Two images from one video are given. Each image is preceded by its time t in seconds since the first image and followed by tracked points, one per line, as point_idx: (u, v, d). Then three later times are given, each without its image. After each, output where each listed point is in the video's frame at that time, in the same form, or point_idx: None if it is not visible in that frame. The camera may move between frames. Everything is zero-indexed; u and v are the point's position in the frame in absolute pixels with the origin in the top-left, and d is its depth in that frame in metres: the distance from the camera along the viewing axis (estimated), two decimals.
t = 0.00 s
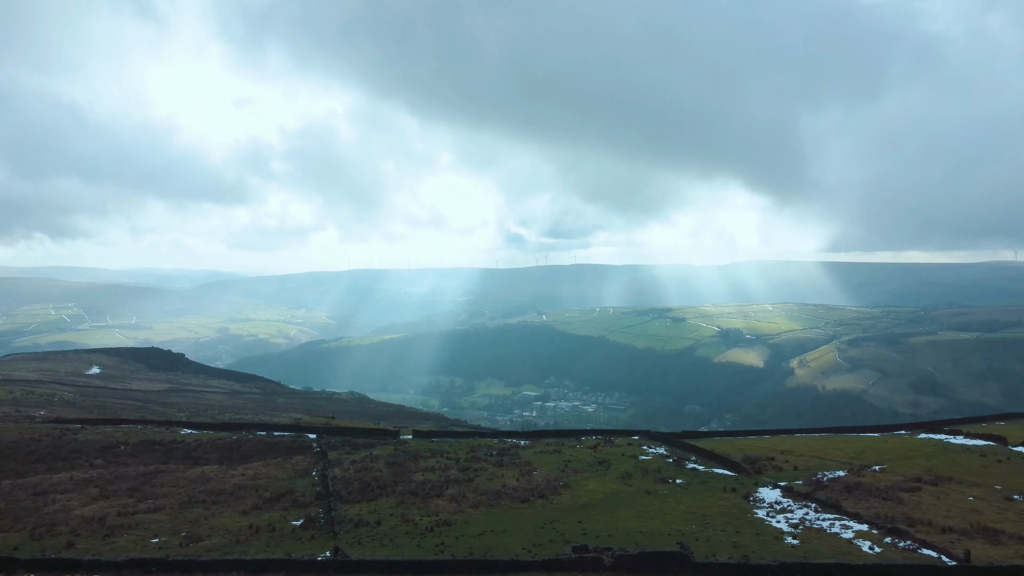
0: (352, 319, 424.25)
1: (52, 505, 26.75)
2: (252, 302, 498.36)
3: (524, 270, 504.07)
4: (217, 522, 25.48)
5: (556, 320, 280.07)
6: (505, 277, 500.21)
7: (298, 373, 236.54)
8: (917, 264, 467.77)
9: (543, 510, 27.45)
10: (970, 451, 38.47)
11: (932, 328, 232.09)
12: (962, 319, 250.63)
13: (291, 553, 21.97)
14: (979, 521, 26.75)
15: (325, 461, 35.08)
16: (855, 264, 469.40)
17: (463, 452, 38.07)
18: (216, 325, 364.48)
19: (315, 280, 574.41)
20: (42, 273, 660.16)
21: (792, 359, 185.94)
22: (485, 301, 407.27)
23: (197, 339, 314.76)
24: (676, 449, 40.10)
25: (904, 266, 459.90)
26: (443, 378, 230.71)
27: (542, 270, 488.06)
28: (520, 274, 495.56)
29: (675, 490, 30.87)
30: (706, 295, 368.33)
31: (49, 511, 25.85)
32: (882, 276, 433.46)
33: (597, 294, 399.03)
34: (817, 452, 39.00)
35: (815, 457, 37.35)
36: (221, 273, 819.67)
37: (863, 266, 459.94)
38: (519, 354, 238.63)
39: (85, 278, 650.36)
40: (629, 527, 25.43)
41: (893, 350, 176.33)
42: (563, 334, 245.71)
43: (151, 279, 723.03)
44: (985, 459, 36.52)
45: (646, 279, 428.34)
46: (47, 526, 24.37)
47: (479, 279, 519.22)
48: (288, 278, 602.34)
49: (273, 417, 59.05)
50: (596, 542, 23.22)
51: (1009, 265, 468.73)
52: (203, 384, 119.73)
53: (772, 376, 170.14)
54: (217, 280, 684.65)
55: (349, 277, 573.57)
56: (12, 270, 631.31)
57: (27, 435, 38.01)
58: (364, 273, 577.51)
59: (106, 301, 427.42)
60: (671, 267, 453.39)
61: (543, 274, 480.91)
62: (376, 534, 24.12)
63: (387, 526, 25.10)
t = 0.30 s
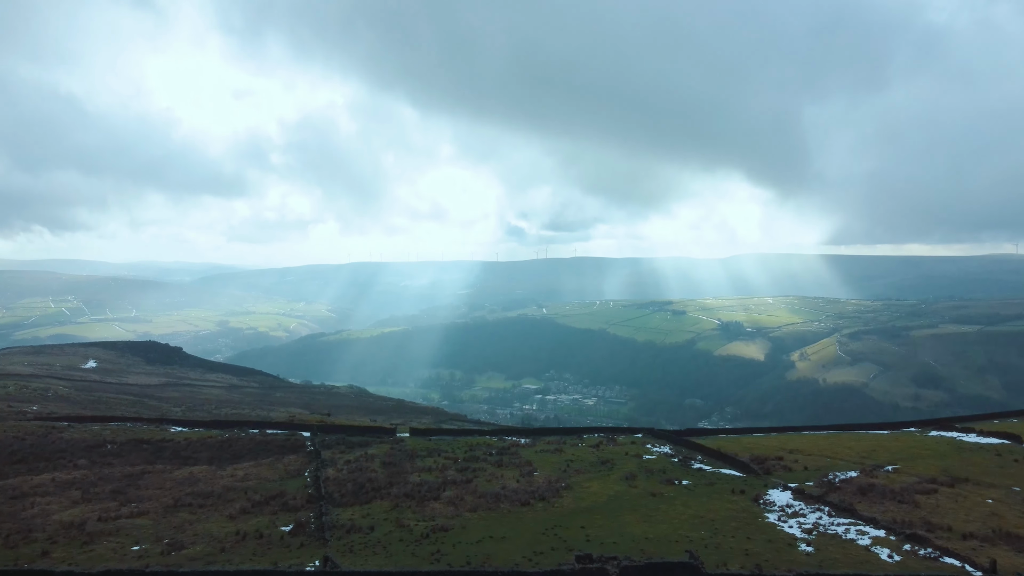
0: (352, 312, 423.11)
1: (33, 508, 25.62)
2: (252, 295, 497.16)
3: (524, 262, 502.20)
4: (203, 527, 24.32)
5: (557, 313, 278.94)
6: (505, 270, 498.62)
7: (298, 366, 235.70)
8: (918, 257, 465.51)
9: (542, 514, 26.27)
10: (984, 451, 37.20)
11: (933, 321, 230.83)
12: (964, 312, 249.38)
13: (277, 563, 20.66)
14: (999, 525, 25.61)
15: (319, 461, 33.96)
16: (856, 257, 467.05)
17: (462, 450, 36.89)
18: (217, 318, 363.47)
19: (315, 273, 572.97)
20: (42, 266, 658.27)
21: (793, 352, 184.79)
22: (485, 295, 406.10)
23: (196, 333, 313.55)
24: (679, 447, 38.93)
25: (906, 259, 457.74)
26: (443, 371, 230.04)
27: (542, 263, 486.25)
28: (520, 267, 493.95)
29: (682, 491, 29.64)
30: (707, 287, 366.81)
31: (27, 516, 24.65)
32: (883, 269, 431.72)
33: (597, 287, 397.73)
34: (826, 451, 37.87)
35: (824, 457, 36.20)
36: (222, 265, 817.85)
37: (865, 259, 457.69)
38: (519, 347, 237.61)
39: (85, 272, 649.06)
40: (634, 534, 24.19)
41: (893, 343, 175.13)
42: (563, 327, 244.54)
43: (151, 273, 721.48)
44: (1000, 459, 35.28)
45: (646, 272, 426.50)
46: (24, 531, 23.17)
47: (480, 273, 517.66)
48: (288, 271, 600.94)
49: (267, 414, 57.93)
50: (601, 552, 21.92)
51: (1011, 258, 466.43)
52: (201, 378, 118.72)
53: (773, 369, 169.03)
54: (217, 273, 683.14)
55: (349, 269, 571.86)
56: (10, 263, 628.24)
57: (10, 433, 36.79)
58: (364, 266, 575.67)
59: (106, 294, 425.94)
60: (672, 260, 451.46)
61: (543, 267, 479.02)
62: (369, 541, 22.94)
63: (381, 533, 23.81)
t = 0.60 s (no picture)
0: (352, 306, 421.70)
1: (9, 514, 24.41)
2: (252, 289, 495.53)
3: (524, 256, 500.21)
4: (187, 536, 23.07)
5: (557, 307, 277.60)
6: (505, 264, 496.80)
7: (298, 360, 234.57)
8: (920, 251, 463.17)
9: (542, 521, 25.01)
10: (999, 451, 35.88)
11: (935, 315, 229.28)
12: (966, 306, 247.84)
13: None
14: None
15: (311, 462, 32.72)
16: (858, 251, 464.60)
17: (460, 451, 35.64)
18: (216, 312, 362.20)
19: (315, 267, 570.85)
20: (41, 260, 656.30)
21: (794, 346, 183.64)
22: (486, 288, 404.54)
23: (196, 327, 312.21)
24: (685, 448, 37.60)
25: (907, 253, 455.23)
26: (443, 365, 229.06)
27: (543, 257, 484.28)
28: (520, 261, 491.98)
29: (689, 496, 28.41)
30: (707, 281, 365.15)
31: (4, 523, 23.46)
32: (884, 263, 429.61)
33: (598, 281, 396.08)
34: (836, 451, 36.58)
35: (834, 458, 34.95)
36: (222, 259, 815.10)
37: (867, 253, 455.24)
38: (520, 341, 236.53)
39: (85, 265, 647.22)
40: (640, 543, 22.94)
41: (894, 337, 173.95)
42: (563, 321, 243.41)
43: (151, 266, 719.41)
44: (1017, 459, 33.95)
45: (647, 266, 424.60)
46: None
47: (480, 266, 515.78)
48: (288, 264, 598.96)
49: (262, 411, 56.74)
50: (605, 564, 20.65)
51: (1013, 251, 463.89)
52: (198, 372, 117.61)
53: (774, 363, 167.90)
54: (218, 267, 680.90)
55: (349, 263, 569.70)
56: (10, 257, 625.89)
57: None
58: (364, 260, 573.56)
59: (106, 288, 424.38)
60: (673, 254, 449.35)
61: (544, 261, 477.00)
62: (359, 552, 21.65)
63: (372, 543, 22.54)
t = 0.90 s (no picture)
0: (352, 300, 420.22)
1: None
2: (252, 283, 493.80)
3: (524, 250, 498.18)
4: (168, 547, 21.82)
5: (557, 301, 276.40)
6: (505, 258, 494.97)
7: (297, 354, 233.33)
8: (920, 245, 461.18)
9: (543, 531, 23.73)
10: (1016, 453, 34.54)
11: (936, 310, 227.89)
12: (967, 300, 246.48)
13: None
14: None
15: (303, 465, 31.51)
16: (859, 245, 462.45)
17: (458, 453, 34.43)
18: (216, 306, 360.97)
19: (314, 261, 568.90)
20: (40, 254, 653.67)
21: (794, 340, 182.38)
22: (485, 283, 402.95)
23: (195, 321, 310.83)
24: (691, 450, 36.31)
25: (908, 247, 453.09)
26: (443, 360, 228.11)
27: (543, 251, 482.42)
28: (520, 255, 490.05)
29: (696, 502, 27.17)
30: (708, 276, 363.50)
31: None
32: (886, 258, 427.52)
33: (598, 276, 394.45)
34: (848, 453, 35.32)
35: (846, 461, 33.69)
36: (221, 253, 812.24)
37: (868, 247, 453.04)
38: (520, 335, 235.44)
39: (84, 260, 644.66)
40: (647, 554, 21.68)
41: (894, 331, 172.64)
42: (563, 315, 242.25)
43: (150, 260, 716.40)
44: None
45: (647, 260, 422.73)
46: None
47: (480, 260, 513.92)
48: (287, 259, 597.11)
49: (256, 408, 55.65)
50: None
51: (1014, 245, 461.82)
52: (195, 368, 116.38)
53: (775, 358, 166.71)
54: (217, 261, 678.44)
55: (349, 257, 567.82)
56: (8, 251, 622.96)
57: None
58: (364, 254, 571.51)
59: (105, 282, 422.71)
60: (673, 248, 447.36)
61: (544, 255, 475.28)
62: (348, 564, 20.42)
63: (363, 555, 21.22)
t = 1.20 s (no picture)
0: (352, 294, 418.56)
1: None
2: (252, 277, 492.14)
3: (524, 245, 496.00)
4: (148, 560, 20.54)
5: (558, 295, 275.02)
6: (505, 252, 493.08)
7: (296, 348, 232.02)
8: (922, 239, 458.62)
9: (546, 542, 22.44)
10: None
11: (938, 304, 226.00)
12: (969, 294, 244.51)
13: None
14: None
15: (295, 468, 30.25)
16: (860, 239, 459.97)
17: (456, 455, 33.21)
18: (215, 300, 359.65)
19: (315, 255, 567.14)
20: (39, 249, 651.58)
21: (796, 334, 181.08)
22: (485, 277, 401.34)
23: (194, 315, 309.52)
24: (697, 452, 35.06)
25: (910, 241, 450.47)
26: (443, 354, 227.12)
27: (543, 245, 480.48)
28: (520, 249, 488.19)
29: (706, 509, 25.88)
30: (709, 270, 362.00)
31: None
32: (887, 252, 424.97)
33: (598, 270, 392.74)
34: (860, 455, 34.01)
35: (859, 463, 32.39)
36: (221, 247, 809.81)
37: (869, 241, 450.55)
38: (520, 329, 234.38)
39: (83, 254, 642.39)
40: (657, 569, 20.34)
41: (896, 325, 171.18)
42: (563, 309, 241.01)
43: (150, 254, 714.41)
44: None
45: (648, 254, 420.63)
46: None
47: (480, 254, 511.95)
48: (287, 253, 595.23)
49: (250, 405, 54.44)
50: None
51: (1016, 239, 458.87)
52: (192, 363, 115.11)
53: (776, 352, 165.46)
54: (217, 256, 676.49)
55: (349, 251, 565.94)
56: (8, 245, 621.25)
57: None
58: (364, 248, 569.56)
59: (104, 276, 421.37)
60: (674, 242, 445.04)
61: (544, 249, 473.44)
62: None
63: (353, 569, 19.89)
